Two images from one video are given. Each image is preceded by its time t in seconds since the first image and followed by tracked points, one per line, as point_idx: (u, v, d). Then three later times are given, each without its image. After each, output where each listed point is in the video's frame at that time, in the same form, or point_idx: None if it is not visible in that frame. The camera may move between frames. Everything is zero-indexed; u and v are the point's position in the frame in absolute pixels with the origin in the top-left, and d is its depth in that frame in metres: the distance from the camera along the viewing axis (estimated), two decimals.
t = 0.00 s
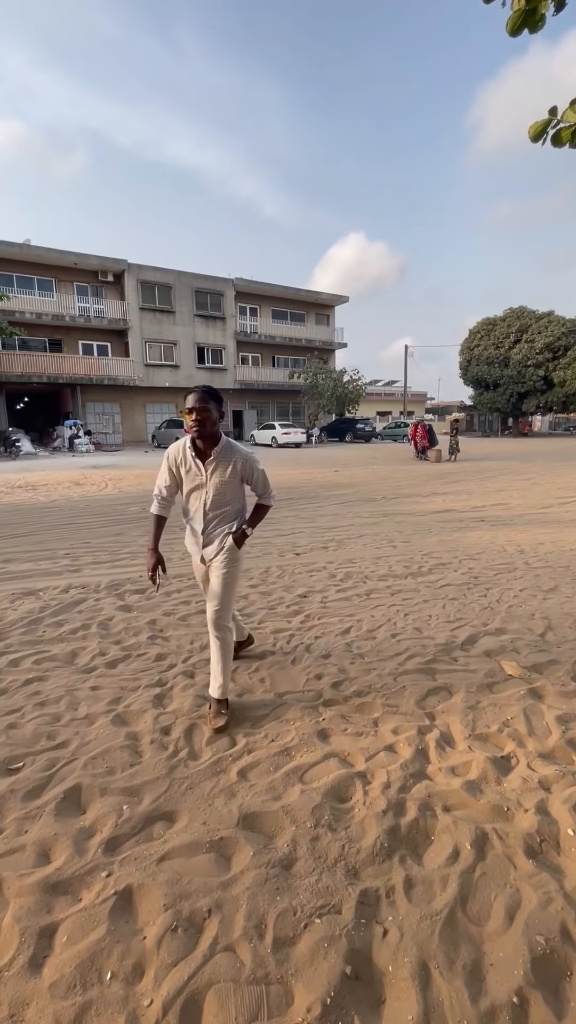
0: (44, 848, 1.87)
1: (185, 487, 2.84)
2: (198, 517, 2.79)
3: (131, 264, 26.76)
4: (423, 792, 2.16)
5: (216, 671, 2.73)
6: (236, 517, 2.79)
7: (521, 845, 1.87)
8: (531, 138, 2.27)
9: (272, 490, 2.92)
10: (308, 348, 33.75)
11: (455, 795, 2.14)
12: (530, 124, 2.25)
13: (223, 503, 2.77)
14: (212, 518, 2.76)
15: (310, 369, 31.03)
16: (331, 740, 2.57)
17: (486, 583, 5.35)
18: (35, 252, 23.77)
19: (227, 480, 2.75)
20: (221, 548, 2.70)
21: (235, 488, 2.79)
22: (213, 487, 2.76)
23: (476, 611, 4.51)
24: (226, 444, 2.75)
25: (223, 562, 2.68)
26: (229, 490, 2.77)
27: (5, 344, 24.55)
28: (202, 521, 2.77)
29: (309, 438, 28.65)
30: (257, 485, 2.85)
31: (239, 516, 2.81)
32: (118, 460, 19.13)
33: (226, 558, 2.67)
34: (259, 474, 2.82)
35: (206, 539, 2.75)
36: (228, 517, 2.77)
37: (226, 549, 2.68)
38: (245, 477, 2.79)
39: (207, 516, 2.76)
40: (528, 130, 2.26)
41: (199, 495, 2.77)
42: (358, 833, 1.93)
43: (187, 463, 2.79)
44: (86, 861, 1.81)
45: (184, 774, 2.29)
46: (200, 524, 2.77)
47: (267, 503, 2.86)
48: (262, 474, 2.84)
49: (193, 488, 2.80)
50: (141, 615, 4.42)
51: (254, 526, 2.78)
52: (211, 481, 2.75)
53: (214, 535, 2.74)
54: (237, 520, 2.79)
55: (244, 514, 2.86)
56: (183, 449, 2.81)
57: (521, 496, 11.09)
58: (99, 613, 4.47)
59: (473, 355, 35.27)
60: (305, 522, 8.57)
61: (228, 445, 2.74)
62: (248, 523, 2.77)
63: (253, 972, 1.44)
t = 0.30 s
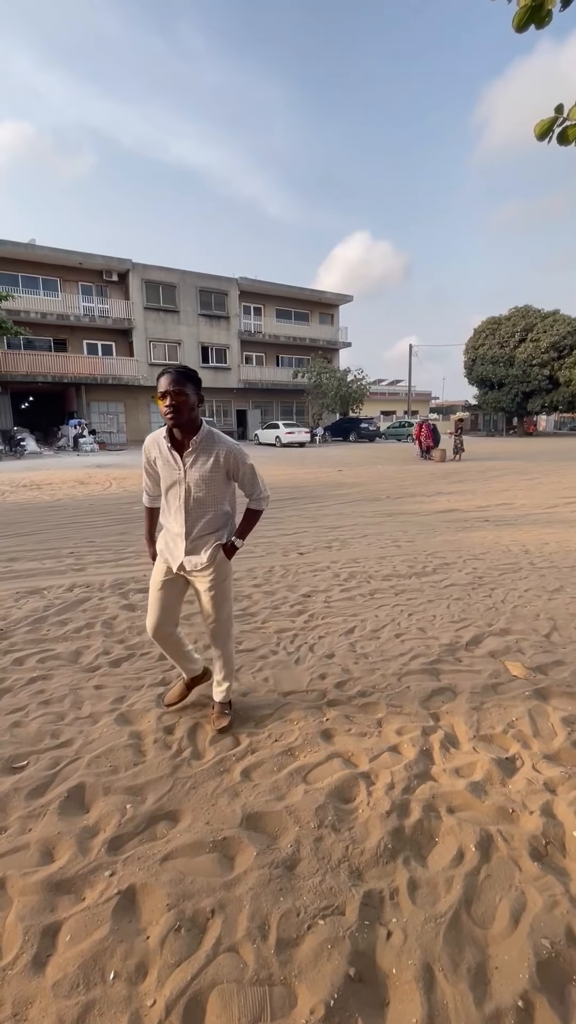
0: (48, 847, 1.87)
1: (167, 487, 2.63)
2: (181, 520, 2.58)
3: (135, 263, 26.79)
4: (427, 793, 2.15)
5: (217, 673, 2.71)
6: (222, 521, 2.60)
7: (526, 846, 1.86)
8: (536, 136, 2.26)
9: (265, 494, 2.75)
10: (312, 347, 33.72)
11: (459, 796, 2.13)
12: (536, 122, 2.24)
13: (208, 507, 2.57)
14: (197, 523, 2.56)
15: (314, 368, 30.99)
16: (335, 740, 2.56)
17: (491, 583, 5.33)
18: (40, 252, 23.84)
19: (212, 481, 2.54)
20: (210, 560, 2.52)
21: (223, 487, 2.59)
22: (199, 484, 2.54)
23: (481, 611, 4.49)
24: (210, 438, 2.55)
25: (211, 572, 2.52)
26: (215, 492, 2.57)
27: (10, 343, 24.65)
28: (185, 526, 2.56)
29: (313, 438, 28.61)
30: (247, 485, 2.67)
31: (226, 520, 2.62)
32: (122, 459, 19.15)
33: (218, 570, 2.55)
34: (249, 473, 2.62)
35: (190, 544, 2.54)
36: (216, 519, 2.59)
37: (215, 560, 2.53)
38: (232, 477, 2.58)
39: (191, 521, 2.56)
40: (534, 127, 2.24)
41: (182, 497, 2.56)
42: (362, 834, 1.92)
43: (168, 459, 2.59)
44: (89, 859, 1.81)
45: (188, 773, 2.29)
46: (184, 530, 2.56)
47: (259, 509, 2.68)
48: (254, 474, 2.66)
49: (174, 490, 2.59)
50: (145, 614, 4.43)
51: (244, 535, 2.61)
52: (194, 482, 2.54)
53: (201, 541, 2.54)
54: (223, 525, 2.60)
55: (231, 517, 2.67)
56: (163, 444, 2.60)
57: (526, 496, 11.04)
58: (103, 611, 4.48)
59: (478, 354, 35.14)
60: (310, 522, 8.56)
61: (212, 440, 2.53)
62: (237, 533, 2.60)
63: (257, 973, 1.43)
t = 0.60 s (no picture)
0: (51, 845, 1.87)
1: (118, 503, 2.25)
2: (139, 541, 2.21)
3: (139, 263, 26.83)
4: (430, 794, 2.14)
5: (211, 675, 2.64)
6: (187, 537, 2.25)
7: (530, 848, 1.86)
8: (541, 134, 2.25)
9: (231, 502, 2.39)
10: (315, 347, 33.68)
11: (463, 796, 2.13)
12: (541, 121, 2.23)
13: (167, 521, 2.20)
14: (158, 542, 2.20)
15: (317, 367, 30.96)
16: (338, 740, 2.56)
17: (494, 583, 5.31)
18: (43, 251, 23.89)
19: (167, 491, 2.17)
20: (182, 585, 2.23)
21: (183, 500, 2.23)
22: (154, 500, 2.17)
23: (484, 612, 4.48)
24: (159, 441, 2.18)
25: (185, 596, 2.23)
26: (174, 503, 2.20)
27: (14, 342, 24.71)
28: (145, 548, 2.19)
29: (316, 437, 28.58)
30: (210, 494, 2.30)
31: (192, 536, 2.27)
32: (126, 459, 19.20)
33: (193, 597, 2.29)
34: (209, 480, 2.26)
35: (155, 571, 2.19)
36: (181, 538, 2.23)
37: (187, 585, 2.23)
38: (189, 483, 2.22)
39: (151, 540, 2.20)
40: (540, 126, 2.23)
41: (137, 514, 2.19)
42: (364, 834, 1.91)
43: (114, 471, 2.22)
44: (92, 859, 1.81)
45: (190, 773, 2.28)
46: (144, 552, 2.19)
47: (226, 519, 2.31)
48: (216, 480, 2.30)
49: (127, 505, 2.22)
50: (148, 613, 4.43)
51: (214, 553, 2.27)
52: (147, 494, 2.16)
53: (166, 565, 2.20)
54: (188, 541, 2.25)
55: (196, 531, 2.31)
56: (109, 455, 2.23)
57: (530, 495, 11.00)
58: (107, 610, 4.49)
59: (482, 354, 35.08)
60: (313, 521, 8.55)
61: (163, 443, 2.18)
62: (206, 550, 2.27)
63: (259, 974, 1.43)
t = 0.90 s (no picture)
0: (53, 843, 1.87)
1: (47, 496, 1.96)
2: (69, 540, 1.92)
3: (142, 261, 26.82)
4: (433, 793, 2.14)
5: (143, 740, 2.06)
6: (126, 537, 1.95)
7: (534, 848, 1.85)
8: (546, 132, 2.23)
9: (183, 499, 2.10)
10: (318, 345, 33.65)
11: (466, 797, 2.12)
12: (545, 119, 2.21)
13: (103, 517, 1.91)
14: (91, 541, 1.91)
15: (320, 366, 30.97)
16: (341, 739, 2.55)
17: (498, 583, 5.30)
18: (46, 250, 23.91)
19: (106, 482, 1.89)
20: (112, 594, 1.86)
21: (123, 494, 1.94)
22: (86, 493, 1.88)
23: (487, 611, 4.48)
24: (99, 424, 1.92)
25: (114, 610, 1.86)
26: (113, 497, 1.91)
27: (16, 341, 24.75)
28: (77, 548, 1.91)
29: (319, 436, 28.55)
30: (156, 488, 2.00)
31: (132, 535, 1.97)
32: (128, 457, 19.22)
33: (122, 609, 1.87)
34: (156, 472, 1.98)
35: (86, 575, 1.90)
36: (119, 538, 1.93)
37: (118, 593, 1.86)
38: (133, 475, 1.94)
39: (83, 539, 1.91)
40: (544, 123, 2.21)
41: (69, 508, 1.90)
42: (368, 834, 1.91)
43: (45, 456, 1.93)
44: (95, 856, 1.81)
45: (192, 771, 2.28)
46: (76, 552, 1.91)
47: (175, 518, 2.02)
48: (163, 472, 2.01)
49: (58, 498, 1.93)
50: (151, 611, 4.44)
51: (155, 556, 1.94)
52: (82, 485, 1.88)
53: (100, 567, 1.91)
54: (127, 542, 1.96)
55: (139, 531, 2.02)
56: (41, 438, 1.95)
57: (533, 494, 10.98)
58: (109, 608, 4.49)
59: (485, 353, 34.99)
60: (315, 520, 8.55)
61: (103, 427, 1.91)
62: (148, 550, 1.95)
63: (262, 972, 1.43)
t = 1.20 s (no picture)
0: (55, 841, 1.87)
1: None
2: None
3: (143, 259, 26.78)
4: (435, 793, 2.13)
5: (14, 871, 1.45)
6: (48, 582, 1.55)
7: (536, 848, 1.85)
8: (550, 128, 2.21)
9: (128, 534, 1.69)
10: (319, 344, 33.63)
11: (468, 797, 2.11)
12: (549, 115, 2.18)
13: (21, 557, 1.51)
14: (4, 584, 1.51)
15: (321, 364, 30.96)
16: (342, 738, 2.55)
17: (499, 581, 5.29)
18: (48, 247, 23.90)
19: (26, 515, 1.49)
20: (17, 649, 1.43)
21: (48, 529, 1.53)
22: None
23: (489, 610, 4.47)
24: (23, 442, 1.51)
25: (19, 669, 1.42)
26: (36, 533, 1.51)
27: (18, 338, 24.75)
28: None
29: (320, 434, 28.55)
30: (92, 524, 1.59)
31: (57, 580, 1.56)
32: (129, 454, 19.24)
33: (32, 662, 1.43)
34: (93, 505, 1.57)
35: None
36: (38, 582, 1.53)
37: (23, 652, 1.42)
38: (64, 508, 1.54)
39: None
40: (548, 120, 2.19)
41: None
42: (369, 833, 1.91)
43: None
44: (96, 854, 1.81)
45: (194, 770, 2.28)
46: None
47: (114, 561, 1.61)
48: (102, 501, 1.60)
49: None
50: (152, 609, 4.43)
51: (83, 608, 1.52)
52: None
53: (10, 618, 1.50)
54: (49, 589, 1.55)
55: (69, 574, 1.61)
56: None
57: (534, 492, 10.97)
58: (110, 606, 4.48)
59: (487, 352, 34.91)
60: (316, 518, 8.55)
61: (28, 446, 1.51)
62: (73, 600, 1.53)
63: (263, 971, 1.43)
